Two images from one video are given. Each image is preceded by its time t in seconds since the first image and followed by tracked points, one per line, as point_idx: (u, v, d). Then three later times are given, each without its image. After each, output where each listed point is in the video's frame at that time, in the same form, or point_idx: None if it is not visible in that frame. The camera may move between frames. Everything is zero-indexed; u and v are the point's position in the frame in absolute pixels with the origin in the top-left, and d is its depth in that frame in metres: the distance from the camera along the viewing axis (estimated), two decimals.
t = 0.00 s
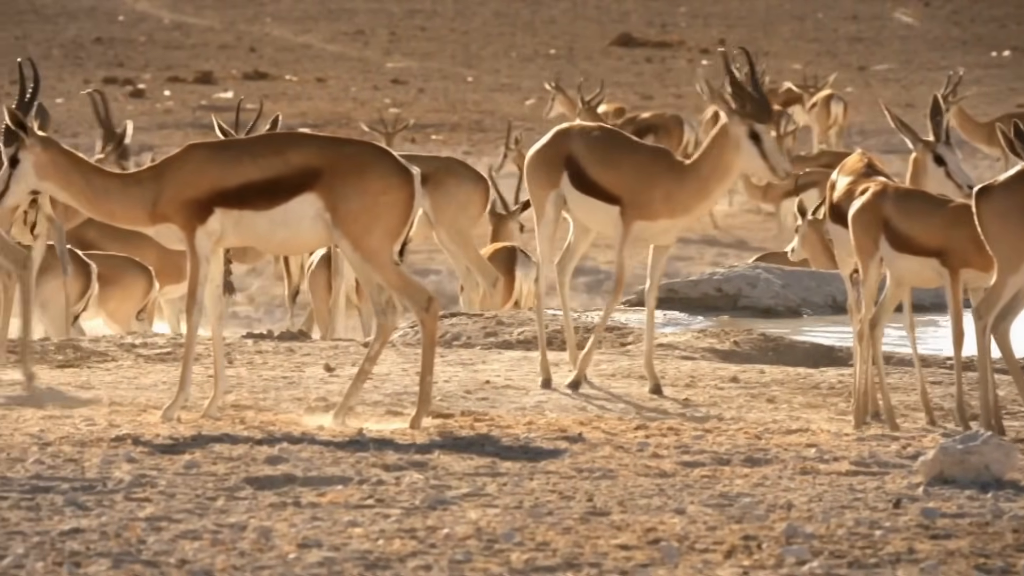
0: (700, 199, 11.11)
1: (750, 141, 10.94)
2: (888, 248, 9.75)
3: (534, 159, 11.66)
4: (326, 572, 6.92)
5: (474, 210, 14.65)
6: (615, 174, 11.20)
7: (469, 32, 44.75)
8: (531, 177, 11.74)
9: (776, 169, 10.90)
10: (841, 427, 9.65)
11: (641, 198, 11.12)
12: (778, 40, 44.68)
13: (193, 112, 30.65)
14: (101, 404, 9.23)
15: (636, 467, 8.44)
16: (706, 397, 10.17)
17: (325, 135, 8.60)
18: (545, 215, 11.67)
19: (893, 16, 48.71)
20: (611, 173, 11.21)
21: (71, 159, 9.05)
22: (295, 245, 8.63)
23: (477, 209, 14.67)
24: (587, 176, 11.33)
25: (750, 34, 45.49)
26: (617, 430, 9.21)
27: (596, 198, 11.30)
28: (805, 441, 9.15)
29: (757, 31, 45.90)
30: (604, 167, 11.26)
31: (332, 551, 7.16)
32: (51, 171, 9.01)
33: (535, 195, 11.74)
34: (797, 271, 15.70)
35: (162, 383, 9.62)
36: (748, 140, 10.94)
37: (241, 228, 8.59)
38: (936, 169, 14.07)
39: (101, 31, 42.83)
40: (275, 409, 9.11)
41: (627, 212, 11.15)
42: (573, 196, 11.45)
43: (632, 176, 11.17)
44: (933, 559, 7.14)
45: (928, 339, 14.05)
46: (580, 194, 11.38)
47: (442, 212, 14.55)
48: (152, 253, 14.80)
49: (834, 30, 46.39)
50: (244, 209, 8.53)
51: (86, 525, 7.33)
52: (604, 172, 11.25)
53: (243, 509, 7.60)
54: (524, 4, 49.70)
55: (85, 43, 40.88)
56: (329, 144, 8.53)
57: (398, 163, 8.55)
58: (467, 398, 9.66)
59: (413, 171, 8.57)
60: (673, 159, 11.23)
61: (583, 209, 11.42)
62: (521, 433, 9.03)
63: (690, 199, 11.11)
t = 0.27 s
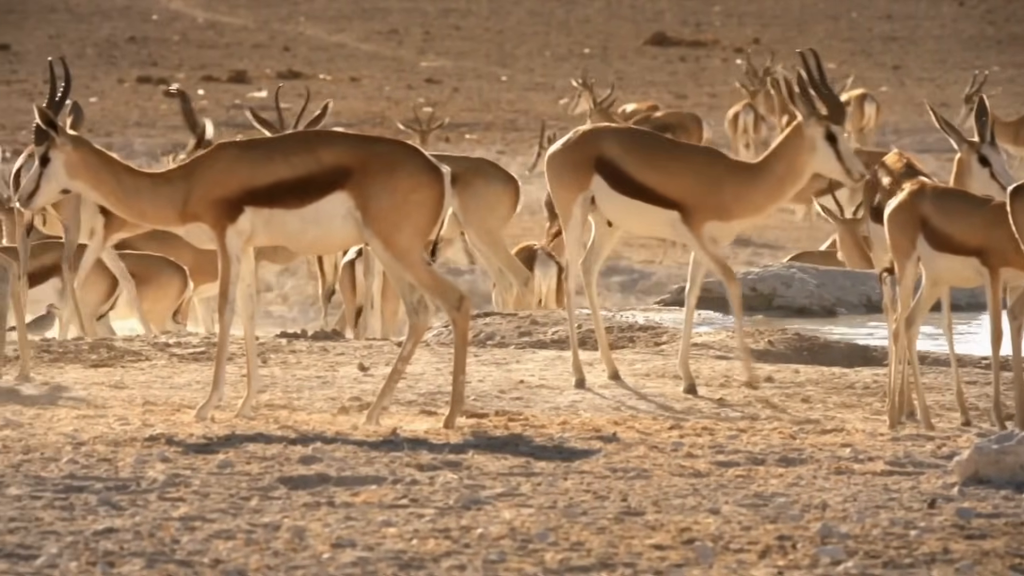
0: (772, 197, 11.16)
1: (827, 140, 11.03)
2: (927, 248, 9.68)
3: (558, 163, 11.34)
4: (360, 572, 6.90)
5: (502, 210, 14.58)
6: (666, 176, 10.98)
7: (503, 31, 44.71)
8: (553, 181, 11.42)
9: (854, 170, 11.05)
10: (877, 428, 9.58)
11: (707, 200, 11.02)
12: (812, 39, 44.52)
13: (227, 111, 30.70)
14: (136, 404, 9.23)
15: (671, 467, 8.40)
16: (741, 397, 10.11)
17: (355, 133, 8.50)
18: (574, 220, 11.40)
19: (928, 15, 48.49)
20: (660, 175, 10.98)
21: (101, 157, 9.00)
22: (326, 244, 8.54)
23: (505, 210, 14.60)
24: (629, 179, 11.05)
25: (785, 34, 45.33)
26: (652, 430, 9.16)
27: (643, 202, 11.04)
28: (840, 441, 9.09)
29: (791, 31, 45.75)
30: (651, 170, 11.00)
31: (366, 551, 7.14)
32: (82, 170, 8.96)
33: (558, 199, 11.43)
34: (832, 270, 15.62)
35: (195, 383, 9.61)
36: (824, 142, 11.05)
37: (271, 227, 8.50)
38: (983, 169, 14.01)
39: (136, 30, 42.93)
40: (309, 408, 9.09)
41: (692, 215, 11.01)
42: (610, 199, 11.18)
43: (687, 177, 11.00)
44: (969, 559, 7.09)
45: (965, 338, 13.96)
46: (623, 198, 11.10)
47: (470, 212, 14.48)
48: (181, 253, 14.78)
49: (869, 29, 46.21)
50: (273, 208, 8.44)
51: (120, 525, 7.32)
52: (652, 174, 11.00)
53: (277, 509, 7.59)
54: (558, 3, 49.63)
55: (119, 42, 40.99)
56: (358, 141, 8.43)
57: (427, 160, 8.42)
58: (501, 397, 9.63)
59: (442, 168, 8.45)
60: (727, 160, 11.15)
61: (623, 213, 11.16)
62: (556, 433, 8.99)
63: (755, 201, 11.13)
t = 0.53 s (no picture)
0: (836, 198, 11.12)
1: (890, 146, 11.14)
2: (961, 247, 9.63)
3: (601, 162, 11.03)
4: (389, 572, 6.90)
5: (533, 209, 14.25)
6: (726, 173, 10.77)
7: (532, 31, 44.69)
8: (591, 181, 11.11)
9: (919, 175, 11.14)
10: (907, 428, 9.53)
11: (772, 196, 10.86)
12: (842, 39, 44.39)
13: (256, 111, 30.74)
14: (165, 404, 9.24)
15: (700, 467, 8.38)
16: (770, 395, 10.08)
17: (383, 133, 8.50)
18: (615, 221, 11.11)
19: (958, 13, 48.32)
20: (719, 172, 10.76)
21: (128, 156, 9.03)
22: (354, 244, 8.53)
23: (535, 208, 14.29)
24: (686, 176, 10.79)
25: (814, 34, 45.21)
26: (681, 429, 9.13)
27: (701, 201, 10.79)
28: (869, 441, 9.06)
29: (820, 31, 45.62)
30: (710, 167, 10.77)
31: (395, 550, 7.14)
32: (110, 169, 8.99)
33: (597, 201, 11.11)
34: (861, 270, 15.57)
35: (224, 383, 9.62)
36: (887, 146, 11.14)
37: (299, 226, 8.50)
38: (1012, 169, 13.93)
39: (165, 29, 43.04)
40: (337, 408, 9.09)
41: (757, 212, 10.82)
42: (662, 197, 10.92)
43: (746, 175, 10.80)
44: (999, 559, 7.07)
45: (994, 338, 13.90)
46: (679, 195, 10.83)
47: (499, 212, 14.15)
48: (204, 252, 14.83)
49: (899, 28, 46.05)
50: (301, 207, 8.45)
51: (149, 524, 7.34)
52: (711, 171, 10.76)
53: (306, 508, 7.60)
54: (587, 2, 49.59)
55: (149, 41, 41.09)
56: (386, 141, 8.43)
57: (454, 159, 8.40)
58: (530, 397, 9.62)
59: (469, 168, 8.44)
60: (784, 160, 11.03)
61: (676, 211, 10.89)
62: (584, 432, 8.97)
63: (816, 200, 11.04)
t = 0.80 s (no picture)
0: (889, 197, 11.12)
1: (948, 149, 11.21)
2: (988, 248, 9.60)
3: (648, 162, 10.76)
4: (414, 572, 6.91)
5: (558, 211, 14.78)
6: (781, 171, 10.69)
7: (557, 31, 44.68)
8: (635, 183, 10.83)
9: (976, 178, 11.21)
10: (931, 428, 9.51)
11: (826, 195, 10.80)
12: (868, 39, 44.29)
13: (281, 111, 30.79)
14: (190, 404, 9.25)
15: (725, 466, 8.37)
16: (795, 395, 10.05)
17: (407, 133, 8.52)
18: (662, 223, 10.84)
19: (984, 14, 48.18)
20: (775, 169, 10.68)
21: (154, 157, 9.05)
22: (379, 243, 8.53)
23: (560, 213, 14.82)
24: (741, 174, 10.62)
25: (840, 34, 45.12)
26: (705, 429, 9.12)
27: (757, 198, 10.65)
28: (894, 441, 9.03)
29: (846, 31, 45.53)
30: (765, 165, 10.66)
31: (421, 550, 7.14)
32: (135, 169, 9.02)
33: (642, 203, 10.83)
34: (886, 270, 15.55)
35: (250, 383, 9.63)
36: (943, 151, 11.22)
37: (324, 226, 8.50)
38: None
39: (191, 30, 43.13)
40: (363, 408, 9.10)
41: (812, 210, 10.76)
42: (714, 196, 10.70)
43: (801, 173, 10.74)
44: None
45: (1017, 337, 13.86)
46: (733, 193, 10.64)
47: (525, 211, 14.64)
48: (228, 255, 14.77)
49: (925, 28, 45.93)
50: (326, 206, 8.44)
51: (174, 524, 7.36)
52: (767, 169, 10.66)
53: (331, 508, 7.62)
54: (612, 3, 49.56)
55: (175, 41, 41.19)
56: (411, 140, 8.45)
57: (479, 158, 8.42)
58: (555, 397, 9.62)
59: (494, 167, 8.46)
60: (838, 158, 11.00)
61: (729, 210, 10.71)
62: (609, 432, 8.97)
63: (873, 197, 11.03)
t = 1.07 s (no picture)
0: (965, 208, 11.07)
1: None
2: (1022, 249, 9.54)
3: (719, 161, 10.71)
4: (447, 571, 6.92)
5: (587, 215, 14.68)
6: (854, 172, 10.70)
7: (590, 31, 44.67)
8: (705, 183, 10.78)
9: None
10: (964, 428, 9.48)
11: (898, 198, 10.78)
12: (901, 39, 44.15)
13: (314, 111, 30.87)
14: (223, 403, 9.28)
15: (757, 466, 8.36)
16: (828, 395, 10.02)
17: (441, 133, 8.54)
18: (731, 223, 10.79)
19: (1017, 14, 47.99)
20: (848, 170, 10.68)
21: (190, 158, 9.06)
22: (413, 243, 8.54)
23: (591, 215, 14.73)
24: (814, 173, 10.60)
25: (873, 34, 44.99)
26: (737, 429, 9.09)
27: (829, 197, 10.63)
28: (926, 441, 9.00)
29: (879, 31, 45.39)
30: (838, 166, 10.65)
31: (453, 549, 7.15)
32: (170, 170, 9.02)
33: (712, 202, 10.78)
34: (918, 271, 15.52)
35: (283, 383, 9.65)
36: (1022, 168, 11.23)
37: (358, 226, 8.49)
38: None
39: (225, 30, 43.26)
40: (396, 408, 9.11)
41: (884, 212, 10.73)
42: (786, 196, 10.68)
43: (876, 176, 10.74)
44: None
45: None
46: (806, 192, 10.62)
47: (558, 212, 14.59)
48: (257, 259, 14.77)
49: (958, 28, 45.78)
50: (360, 206, 8.44)
51: (208, 524, 7.39)
52: (841, 170, 10.66)
53: (364, 508, 7.64)
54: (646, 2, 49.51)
55: (210, 41, 41.33)
56: (444, 141, 8.46)
57: (512, 157, 8.42)
58: (587, 397, 9.62)
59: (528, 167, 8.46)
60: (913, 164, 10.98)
61: (801, 209, 10.67)
62: (641, 431, 8.96)
63: (948, 206, 10.98)
